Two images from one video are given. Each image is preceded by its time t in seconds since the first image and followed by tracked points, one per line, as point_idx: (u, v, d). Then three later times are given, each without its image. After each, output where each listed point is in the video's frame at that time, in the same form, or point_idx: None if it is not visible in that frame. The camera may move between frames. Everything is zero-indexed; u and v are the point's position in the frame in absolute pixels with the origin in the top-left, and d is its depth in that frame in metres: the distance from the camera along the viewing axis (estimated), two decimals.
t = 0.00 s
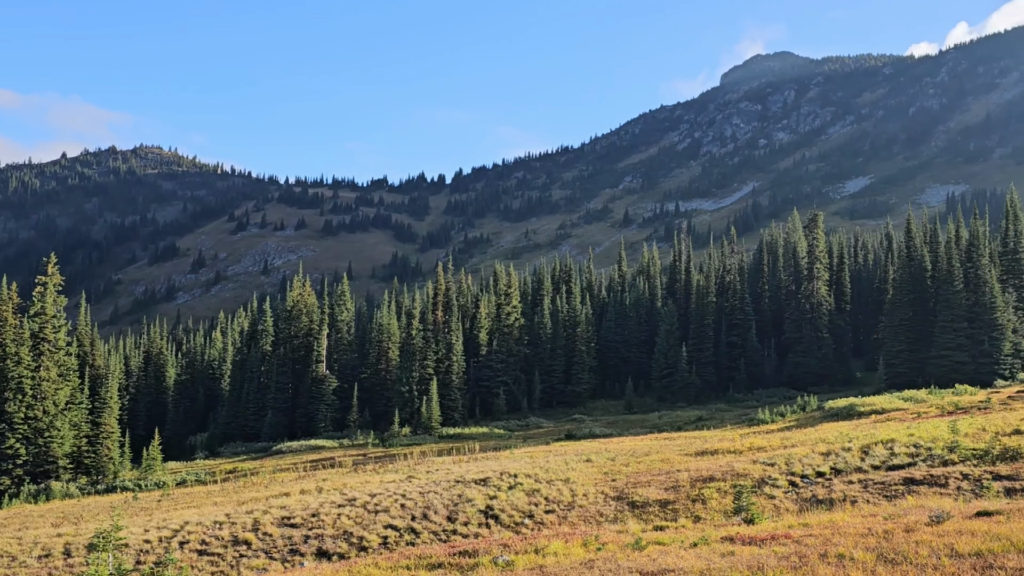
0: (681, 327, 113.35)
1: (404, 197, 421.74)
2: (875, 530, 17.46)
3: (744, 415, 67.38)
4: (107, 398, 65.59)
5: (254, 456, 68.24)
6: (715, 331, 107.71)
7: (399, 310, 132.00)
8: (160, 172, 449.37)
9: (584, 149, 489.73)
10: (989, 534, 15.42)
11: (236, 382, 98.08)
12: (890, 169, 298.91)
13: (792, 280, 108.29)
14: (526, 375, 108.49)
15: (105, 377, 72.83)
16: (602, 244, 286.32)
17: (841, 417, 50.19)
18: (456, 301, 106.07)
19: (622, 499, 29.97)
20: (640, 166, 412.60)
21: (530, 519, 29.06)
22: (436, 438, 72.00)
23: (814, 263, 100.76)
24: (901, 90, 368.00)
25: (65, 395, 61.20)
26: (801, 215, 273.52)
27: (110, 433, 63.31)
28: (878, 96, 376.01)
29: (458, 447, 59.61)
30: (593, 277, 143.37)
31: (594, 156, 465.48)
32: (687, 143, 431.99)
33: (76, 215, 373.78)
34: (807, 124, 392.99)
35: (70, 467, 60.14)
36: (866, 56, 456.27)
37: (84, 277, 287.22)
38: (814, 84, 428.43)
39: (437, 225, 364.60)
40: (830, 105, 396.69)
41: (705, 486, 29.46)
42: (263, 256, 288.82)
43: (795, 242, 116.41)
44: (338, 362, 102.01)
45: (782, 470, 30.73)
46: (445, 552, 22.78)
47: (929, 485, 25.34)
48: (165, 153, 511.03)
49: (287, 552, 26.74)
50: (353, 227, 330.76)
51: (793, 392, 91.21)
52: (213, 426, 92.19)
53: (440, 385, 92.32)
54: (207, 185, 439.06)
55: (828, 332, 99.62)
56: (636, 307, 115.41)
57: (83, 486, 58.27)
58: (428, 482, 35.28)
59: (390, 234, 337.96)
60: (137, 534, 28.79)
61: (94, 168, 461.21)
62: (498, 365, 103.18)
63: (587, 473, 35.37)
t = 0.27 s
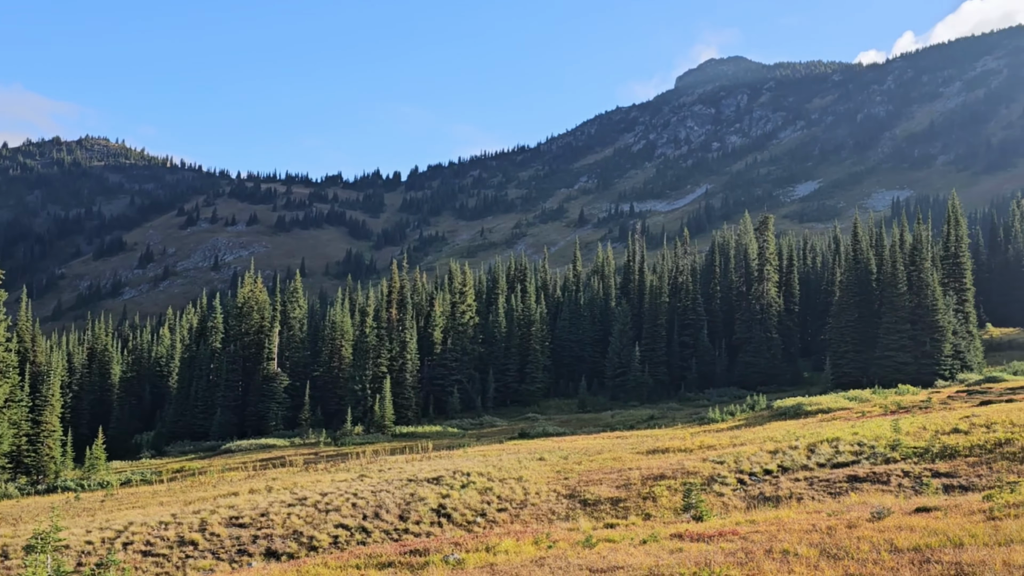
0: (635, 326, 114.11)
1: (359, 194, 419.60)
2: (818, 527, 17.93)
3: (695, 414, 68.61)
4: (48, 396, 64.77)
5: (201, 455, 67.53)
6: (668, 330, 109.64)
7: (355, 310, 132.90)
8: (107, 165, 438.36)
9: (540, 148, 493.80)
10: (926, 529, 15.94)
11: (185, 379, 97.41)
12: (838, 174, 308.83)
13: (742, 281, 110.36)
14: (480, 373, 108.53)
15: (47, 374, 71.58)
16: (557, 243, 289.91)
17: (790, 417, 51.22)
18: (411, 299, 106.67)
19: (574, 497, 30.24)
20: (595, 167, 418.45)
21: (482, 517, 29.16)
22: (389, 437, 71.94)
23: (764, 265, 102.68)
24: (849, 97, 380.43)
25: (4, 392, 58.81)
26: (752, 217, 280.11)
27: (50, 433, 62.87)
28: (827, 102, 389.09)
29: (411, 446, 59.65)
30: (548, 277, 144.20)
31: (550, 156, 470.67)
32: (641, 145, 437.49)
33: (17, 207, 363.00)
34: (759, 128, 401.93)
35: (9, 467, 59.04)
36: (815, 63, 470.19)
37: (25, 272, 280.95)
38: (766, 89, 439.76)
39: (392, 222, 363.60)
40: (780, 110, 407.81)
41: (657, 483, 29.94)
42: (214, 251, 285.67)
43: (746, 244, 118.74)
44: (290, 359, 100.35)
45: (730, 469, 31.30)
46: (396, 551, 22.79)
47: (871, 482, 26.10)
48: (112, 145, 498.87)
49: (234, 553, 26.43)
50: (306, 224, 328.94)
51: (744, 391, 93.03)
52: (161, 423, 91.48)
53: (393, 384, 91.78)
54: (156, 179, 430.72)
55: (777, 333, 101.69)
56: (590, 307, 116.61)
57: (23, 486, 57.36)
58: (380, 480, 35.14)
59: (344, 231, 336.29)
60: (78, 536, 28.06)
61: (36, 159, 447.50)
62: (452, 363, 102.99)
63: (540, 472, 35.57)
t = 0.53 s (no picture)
0: (589, 327, 115.41)
1: (314, 190, 414.72)
2: (765, 523, 18.29)
3: (647, 413, 69.62)
4: None
5: (147, 454, 66.80)
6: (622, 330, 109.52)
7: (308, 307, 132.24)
8: (52, 156, 425.07)
9: (497, 147, 493.64)
10: (870, 526, 16.38)
11: (132, 376, 95.69)
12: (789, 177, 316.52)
13: (695, 281, 112.41)
14: (435, 372, 108.55)
15: None
16: (514, 242, 292.49)
17: (739, 416, 52.22)
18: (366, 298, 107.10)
19: (527, 496, 30.43)
20: (552, 167, 420.90)
21: (435, 516, 29.16)
22: (343, 435, 71.68)
23: (716, 265, 105.37)
24: (800, 102, 390.17)
25: None
26: (705, 219, 284.56)
27: None
28: (779, 107, 398.41)
29: (363, 445, 59.51)
30: (504, 275, 144.47)
31: (507, 155, 471.33)
32: (598, 146, 440.70)
33: None
34: (712, 131, 408.66)
35: None
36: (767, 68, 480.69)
37: None
38: (720, 92, 446.26)
39: (347, 219, 361.25)
40: (734, 114, 415.60)
41: (609, 482, 30.29)
42: (163, 245, 281.37)
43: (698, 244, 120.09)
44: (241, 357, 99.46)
45: (681, 467, 31.74)
46: (347, 550, 22.67)
47: (817, 480, 26.69)
48: (56, 136, 484.12)
49: (181, 554, 26.03)
50: (259, 219, 324.73)
51: (697, 390, 94.33)
52: (106, 422, 90.21)
53: (347, 381, 92.41)
54: (103, 171, 420.19)
55: (728, 332, 103.92)
56: (545, 306, 117.42)
57: None
58: (332, 480, 34.90)
59: (298, 227, 333.02)
60: (18, 537, 27.35)
61: None
62: (407, 362, 102.84)
63: (493, 471, 35.69)
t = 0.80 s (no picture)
0: (546, 324, 115.32)
1: (268, 185, 407.28)
2: (716, 521, 18.58)
3: (602, 411, 70.19)
4: None
5: (93, 454, 65.39)
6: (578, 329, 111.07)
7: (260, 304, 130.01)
8: None
9: (455, 145, 490.67)
10: (817, 521, 16.77)
11: (76, 374, 93.61)
12: (742, 179, 323.23)
13: (650, 281, 115.72)
14: (390, 370, 107.91)
15: None
16: (470, 240, 294.47)
17: (692, 415, 53.02)
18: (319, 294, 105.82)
19: (482, 494, 30.47)
20: (509, 165, 421.33)
21: (388, 515, 29.04)
22: (295, 434, 70.66)
23: (672, 266, 106.24)
24: (754, 105, 398.55)
25: None
26: (661, 218, 288.24)
27: None
28: (734, 109, 406.03)
29: (316, 444, 58.95)
30: (461, 273, 144.56)
31: (465, 152, 469.56)
32: (555, 145, 442.14)
33: None
34: (668, 132, 414.23)
35: None
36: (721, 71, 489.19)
37: None
38: (677, 94, 451.63)
39: (302, 215, 357.68)
40: (690, 116, 421.74)
41: (564, 480, 30.50)
42: (111, 240, 276.51)
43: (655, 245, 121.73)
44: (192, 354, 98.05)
45: (635, 465, 32.02)
46: (298, 551, 22.44)
47: (767, 478, 27.19)
48: None
49: (127, 555, 25.51)
50: (211, 213, 319.30)
51: (651, 389, 94.98)
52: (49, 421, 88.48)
53: (301, 379, 90.76)
54: (48, 163, 407.24)
55: (683, 331, 104.76)
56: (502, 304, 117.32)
57: None
58: (284, 479, 34.51)
59: (251, 222, 328.49)
60: None
61: None
62: (362, 360, 103.42)
63: (449, 469, 35.61)
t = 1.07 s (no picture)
0: (502, 321, 114.75)
1: (220, 179, 393.96)
2: (669, 515, 18.88)
3: (558, 408, 70.68)
4: None
5: (36, 453, 63.35)
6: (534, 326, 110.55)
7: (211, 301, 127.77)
8: None
9: (413, 140, 481.04)
10: (765, 515, 17.14)
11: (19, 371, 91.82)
12: (697, 179, 328.52)
13: (606, 279, 115.97)
14: (346, 367, 107.66)
15: None
16: (427, 236, 294.98)
17: (647, 411, 53.82)
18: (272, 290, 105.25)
19: (437, 491, 30.46)
20: (467, 162, 418.29)
21: (342, 513, 28.90)
22: (247, 432, 69.72)
23: (628, 264, 107.12)
24: (709, 106, 404.51)
25: None
26: (617, 217, 291.48)
27: None
28: (690, 109, 411.27)
29: (270, 441, 58.27)
30: (418, 270, 143.50)
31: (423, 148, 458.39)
32: (513, 142, 439.97)
33: None
34: (626, 131, 417.35)
35: None
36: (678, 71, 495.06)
37: None
38: (634, 93, 454.86)
39: (255, 210, 351.69)
40: (646, 115, 425.24)
41: (519, 477, 30.61)
42: (57, 233, 270.76)
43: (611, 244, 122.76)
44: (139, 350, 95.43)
45: (589, 462, 32.32)
46: (246, 551, 22.18)
47: (719, 473, 27.69)
48: None
49: (70, 557, 24.91)
50: (161, 207, 312.06)
51: (605, 385, 95.81)
52: None
53: (252, 376, 90.45)
54: None
55: (638, 330, 105.43)
56: (459, 300, 117.22)
57: None
58: (235, 477, 34.05)
59: (203, 216, 321.78)
60: None
61: None
62: (317, 357, 102.38)
63: (404, 466, 35.46)
